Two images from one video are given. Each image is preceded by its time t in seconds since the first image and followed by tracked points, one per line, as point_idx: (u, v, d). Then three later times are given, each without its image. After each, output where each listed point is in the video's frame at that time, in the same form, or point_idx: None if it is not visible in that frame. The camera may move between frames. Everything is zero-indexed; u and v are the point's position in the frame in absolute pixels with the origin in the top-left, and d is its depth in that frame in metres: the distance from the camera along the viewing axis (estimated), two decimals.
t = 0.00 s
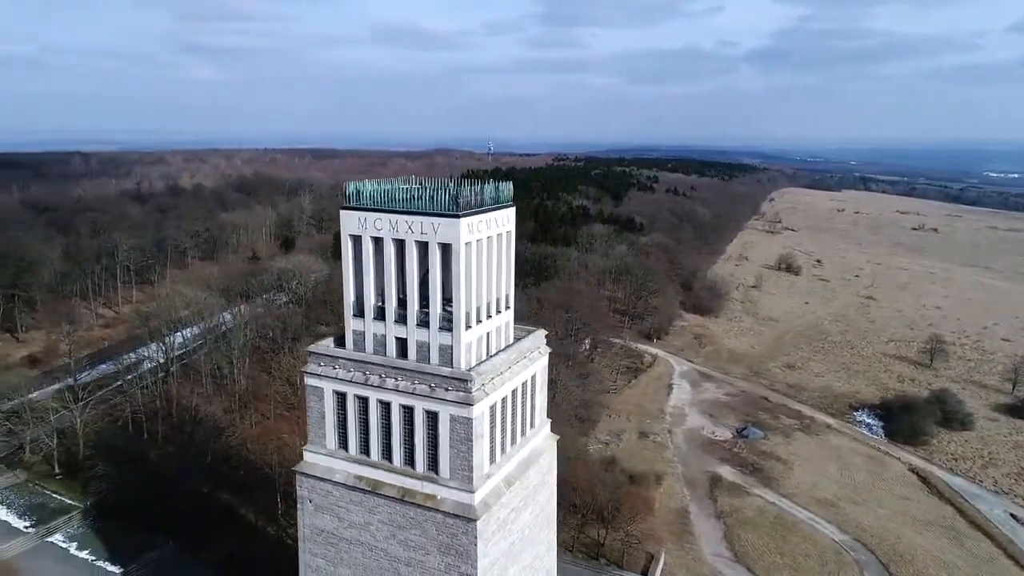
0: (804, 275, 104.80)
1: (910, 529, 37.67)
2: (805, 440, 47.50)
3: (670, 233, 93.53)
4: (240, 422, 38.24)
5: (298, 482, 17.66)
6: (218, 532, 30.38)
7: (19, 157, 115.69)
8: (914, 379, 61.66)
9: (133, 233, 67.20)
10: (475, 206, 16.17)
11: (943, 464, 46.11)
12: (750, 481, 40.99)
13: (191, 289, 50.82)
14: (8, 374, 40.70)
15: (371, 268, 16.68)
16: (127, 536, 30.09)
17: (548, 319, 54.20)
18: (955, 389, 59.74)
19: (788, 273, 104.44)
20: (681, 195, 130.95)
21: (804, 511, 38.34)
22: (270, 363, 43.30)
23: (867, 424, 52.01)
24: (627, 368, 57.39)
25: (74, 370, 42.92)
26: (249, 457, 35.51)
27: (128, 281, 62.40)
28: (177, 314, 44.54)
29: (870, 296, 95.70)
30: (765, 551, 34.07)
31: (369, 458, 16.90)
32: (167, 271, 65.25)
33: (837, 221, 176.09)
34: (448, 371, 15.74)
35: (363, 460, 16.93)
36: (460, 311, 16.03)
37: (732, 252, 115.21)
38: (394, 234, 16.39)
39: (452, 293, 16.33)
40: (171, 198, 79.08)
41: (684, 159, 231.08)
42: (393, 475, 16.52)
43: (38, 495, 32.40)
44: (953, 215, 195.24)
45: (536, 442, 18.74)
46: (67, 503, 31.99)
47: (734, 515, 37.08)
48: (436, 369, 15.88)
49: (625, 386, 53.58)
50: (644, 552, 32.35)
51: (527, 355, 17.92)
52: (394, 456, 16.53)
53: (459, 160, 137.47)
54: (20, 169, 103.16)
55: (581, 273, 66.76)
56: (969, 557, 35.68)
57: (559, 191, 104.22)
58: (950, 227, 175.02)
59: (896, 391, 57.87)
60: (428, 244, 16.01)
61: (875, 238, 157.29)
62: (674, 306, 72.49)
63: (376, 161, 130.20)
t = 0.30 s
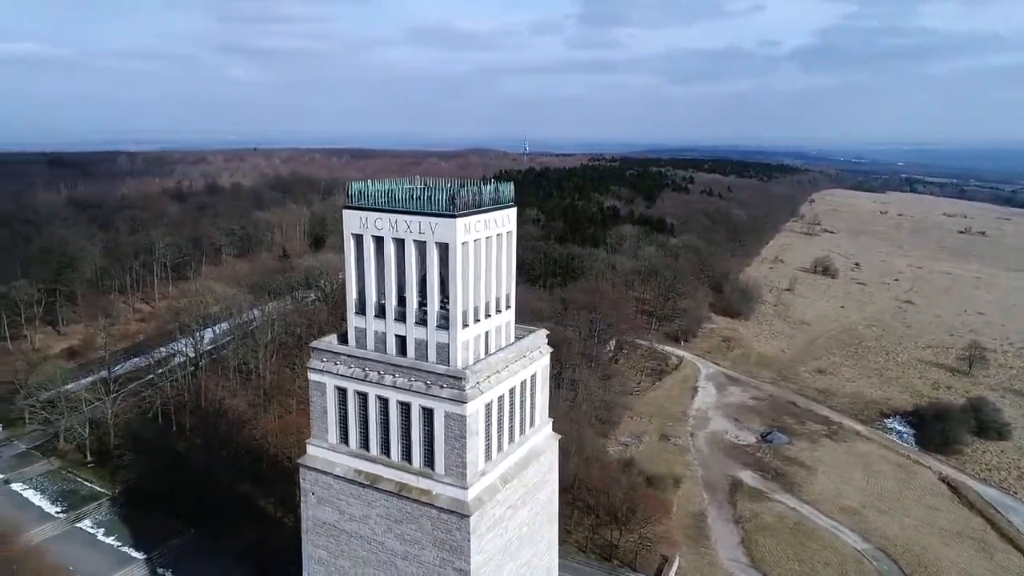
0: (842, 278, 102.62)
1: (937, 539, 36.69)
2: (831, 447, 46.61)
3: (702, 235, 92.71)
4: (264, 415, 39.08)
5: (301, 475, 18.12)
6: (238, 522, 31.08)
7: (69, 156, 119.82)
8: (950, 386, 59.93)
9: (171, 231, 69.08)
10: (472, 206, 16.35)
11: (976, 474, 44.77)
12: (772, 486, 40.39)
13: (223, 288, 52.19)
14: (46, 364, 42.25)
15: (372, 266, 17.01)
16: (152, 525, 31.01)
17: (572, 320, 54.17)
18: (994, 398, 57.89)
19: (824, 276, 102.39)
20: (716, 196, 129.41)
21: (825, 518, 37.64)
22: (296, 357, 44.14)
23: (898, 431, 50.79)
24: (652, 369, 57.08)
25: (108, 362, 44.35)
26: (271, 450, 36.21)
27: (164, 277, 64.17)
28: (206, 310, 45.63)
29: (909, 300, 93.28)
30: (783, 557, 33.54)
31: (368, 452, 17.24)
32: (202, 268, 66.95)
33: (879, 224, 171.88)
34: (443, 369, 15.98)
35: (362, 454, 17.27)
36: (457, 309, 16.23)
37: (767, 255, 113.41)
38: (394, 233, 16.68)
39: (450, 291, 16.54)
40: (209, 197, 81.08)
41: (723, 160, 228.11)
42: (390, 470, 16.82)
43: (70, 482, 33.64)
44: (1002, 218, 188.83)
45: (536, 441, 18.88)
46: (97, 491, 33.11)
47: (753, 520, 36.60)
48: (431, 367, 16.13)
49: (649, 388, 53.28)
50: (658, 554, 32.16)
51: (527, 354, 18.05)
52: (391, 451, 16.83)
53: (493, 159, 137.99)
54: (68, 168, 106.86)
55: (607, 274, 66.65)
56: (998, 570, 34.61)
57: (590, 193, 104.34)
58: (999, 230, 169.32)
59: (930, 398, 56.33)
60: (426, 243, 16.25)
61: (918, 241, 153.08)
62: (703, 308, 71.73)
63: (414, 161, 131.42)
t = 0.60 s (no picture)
0: (881, 281, 100.16)
1: (965, 551, 35.63)
2: (858, 453, 45.64)
3: (735, 237, 91.55)
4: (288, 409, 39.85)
5: (305, 468, 18.57)
6: (260, 511, 31.83)
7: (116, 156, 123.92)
8: (989, 394, 58.05)
9: (208, 228, 70.97)
10: (469, 206, 16.54)
11: (1010, 485, 43.33)
12: (794, 492, 39.74)
13: (257, 285, 54.04)
14: (82, 356, 43.87)
15: (373, 265, 17.34)
16: (177, 513, 31.97)
17: (597, 322, 54.17)
18: None
19: (862, 279, 100.06)
20: (753, 197, 127.48)
21: (848, 526, 36.88)
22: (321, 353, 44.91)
23: (930, 439, 49.46)
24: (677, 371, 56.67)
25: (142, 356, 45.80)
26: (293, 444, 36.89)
27: (200, 273, 65.86)
28: (234, 309, 46.84)
29: (951, 305, 90.57)
30: (801, 565, 32.98)
31: (369, 447, 17.60)
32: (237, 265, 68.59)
33: (924, 226, 167.16)
34: (438, 367, 16.24)
35: (363, 448, 17.64)
36: (453, 307, 16.45)
37: (803, 257, 111.37)
38: (394, 232, 16.97)
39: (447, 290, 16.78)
40: (246, 195, 82.93)
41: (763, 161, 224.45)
42: (389, 465, 17.16)
43: (102, 470, 34.91)
44: None
45: (536, 440, 19.01)
46: (126, 479, 34.31)
47: (772, 526, 36.09)
48: (428, 364, 16.41)
49: (673, 390, 52.90)
50: (672, 557, 32.00)
51: (527, 354, 18.20)
52: (390, 446, 17.17)
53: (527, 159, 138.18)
54: (114, 167, 110.50)
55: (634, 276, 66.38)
56: None
57: (621, 194, 103.86)
58: None
59: (967, 407, 54.65)
60: (424, 243, 16.51)
61: (965, 244, 148.39)
62: (733, 310, 70.82)
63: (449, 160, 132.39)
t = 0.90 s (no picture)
0: (920, 285, 97.62)
1: (991, 562, 34.65)
2: (885, 461, 44.69)
3: (768, 239, 90.22)
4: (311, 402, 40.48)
5: (310, 461, 19.04)
6: (280, 503, 32.53)
7: (160, 155, 127.60)
8: None
9: (243, 226, 72.67)
10: (467, 207, 16.72)
11: None
12: (815, 498, 39.12)
13: (286, 284, 55.37)
14: (116, 350, 45.39)
15: (375, 263, 17.67)
16: (200, 504, 32.80)
17: (620, 323, 54.09)
18: None
19: (901, 283, 97.64)
20: (789, 198, 125.37)
21: (870, 534, 36.17)
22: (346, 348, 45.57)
23: (963, 448, 48.12)
24: (704, 374, 56.16)
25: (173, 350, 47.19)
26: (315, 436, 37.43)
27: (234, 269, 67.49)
28: (261, 306, 47.87)
29: (994, 311, 87.80)
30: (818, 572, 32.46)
31: (369, 441, 17.96)
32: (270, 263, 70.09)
33: (969, 229, 162.22)
34: (435, 364, 16.53)
35: (364, 442, 18.02)
36: (450, 305, 16.67)
37: (840, 260, 109.15)
38: (394, 232, 17.26)
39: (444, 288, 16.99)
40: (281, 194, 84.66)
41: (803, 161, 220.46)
42: (389, 460, 17.53)
43: (130, 459, 36.14)
44: None
45: (536, 438, 19.18)
46: (154, 469, 35.46)
47: (791, 532, 35.59)
48: (425, 361, 16.71)
49: (697, 392, 52.49)
50: (685, 559, 31.86)
51: (526, 353, 18.39)
52: (390, 441, 17.53)
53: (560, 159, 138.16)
54: (158, 165, 113.84)
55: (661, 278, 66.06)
56: None
57: (653, 194, 103.31)
58: None
59: (1003, 416, 53.03)
60: (423, 242, 16.76)
61: (1013, 248, 143.60)
62: (763, 313, 69.86)
63: (482, 160, 132.94)
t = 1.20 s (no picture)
0: (964, 290, 94.74)
1: None
2: (915, 469, 43.63)
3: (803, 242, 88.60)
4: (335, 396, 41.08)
5: (317, 454, 19.55)
6: (301, 495, 33.20)
7: (203, 155, 130.93)
8: None
9: (278, 224, 74.20)
10: (467, 207, 16.94)
11: None
12: (839, 505, 38.41)
13: (316, 281, 56.44)
14: (151, 344, 46.91)
15: (380, 261, 18.08)
16: (225, 495, 33.68)
17: (645, 324, 53.87)
18: None
19: (943, 287, 94.96)
20: (829, 199, 122.80)
21: (894, 543, 35.36)
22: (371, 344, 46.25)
23: (998, 458, 46.71)
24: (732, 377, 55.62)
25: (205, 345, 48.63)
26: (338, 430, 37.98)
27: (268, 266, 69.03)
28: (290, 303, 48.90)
29: None
30: None
31: (372, 436, 18.39)
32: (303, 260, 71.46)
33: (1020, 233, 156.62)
34: (433, 361, 16.86)
35: (367, 437, 18.45)
36: (449, 303, 16.98)
37: (880, 263, 106.58)
38: (398, 231, 17.62)
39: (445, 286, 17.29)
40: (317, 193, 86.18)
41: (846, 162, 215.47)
42: (390, 454, 17.92)
43: (160, 449, 37.34)
44: None
45: (538, 436, 19.37)
46: (182, 458, 36.62)
47: (811, 539, 35.01)
48: (424, 358, 17.06)
49: (722, 395, 51.97)
50: (700, 562, 31.61)
51: (527, 352, 18.63)
52: (391, 436, 17.92)
53: (594, 159, 137.71)
54: (200, 164, 116.85)
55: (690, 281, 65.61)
56: None
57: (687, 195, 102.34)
58: None
59: None
60: (424, 241, 17.08)
61: None
62: (795, 316, 68.72)
63: (516, 159, 133.19)
